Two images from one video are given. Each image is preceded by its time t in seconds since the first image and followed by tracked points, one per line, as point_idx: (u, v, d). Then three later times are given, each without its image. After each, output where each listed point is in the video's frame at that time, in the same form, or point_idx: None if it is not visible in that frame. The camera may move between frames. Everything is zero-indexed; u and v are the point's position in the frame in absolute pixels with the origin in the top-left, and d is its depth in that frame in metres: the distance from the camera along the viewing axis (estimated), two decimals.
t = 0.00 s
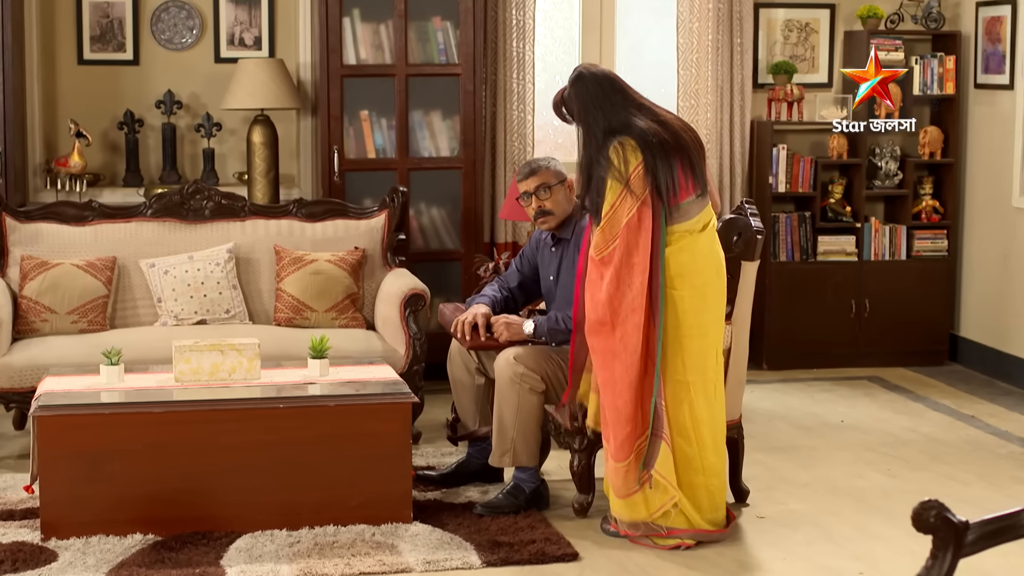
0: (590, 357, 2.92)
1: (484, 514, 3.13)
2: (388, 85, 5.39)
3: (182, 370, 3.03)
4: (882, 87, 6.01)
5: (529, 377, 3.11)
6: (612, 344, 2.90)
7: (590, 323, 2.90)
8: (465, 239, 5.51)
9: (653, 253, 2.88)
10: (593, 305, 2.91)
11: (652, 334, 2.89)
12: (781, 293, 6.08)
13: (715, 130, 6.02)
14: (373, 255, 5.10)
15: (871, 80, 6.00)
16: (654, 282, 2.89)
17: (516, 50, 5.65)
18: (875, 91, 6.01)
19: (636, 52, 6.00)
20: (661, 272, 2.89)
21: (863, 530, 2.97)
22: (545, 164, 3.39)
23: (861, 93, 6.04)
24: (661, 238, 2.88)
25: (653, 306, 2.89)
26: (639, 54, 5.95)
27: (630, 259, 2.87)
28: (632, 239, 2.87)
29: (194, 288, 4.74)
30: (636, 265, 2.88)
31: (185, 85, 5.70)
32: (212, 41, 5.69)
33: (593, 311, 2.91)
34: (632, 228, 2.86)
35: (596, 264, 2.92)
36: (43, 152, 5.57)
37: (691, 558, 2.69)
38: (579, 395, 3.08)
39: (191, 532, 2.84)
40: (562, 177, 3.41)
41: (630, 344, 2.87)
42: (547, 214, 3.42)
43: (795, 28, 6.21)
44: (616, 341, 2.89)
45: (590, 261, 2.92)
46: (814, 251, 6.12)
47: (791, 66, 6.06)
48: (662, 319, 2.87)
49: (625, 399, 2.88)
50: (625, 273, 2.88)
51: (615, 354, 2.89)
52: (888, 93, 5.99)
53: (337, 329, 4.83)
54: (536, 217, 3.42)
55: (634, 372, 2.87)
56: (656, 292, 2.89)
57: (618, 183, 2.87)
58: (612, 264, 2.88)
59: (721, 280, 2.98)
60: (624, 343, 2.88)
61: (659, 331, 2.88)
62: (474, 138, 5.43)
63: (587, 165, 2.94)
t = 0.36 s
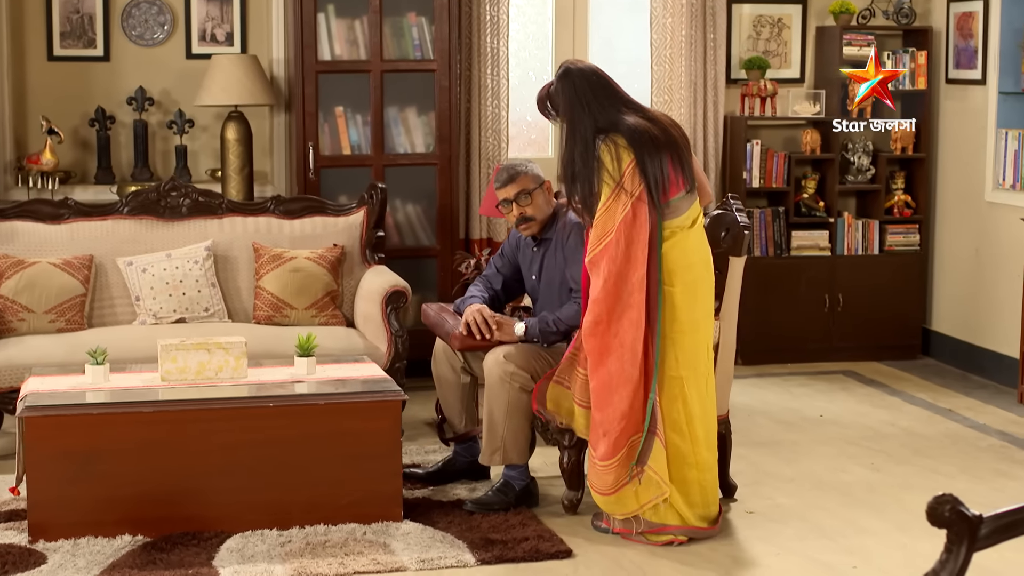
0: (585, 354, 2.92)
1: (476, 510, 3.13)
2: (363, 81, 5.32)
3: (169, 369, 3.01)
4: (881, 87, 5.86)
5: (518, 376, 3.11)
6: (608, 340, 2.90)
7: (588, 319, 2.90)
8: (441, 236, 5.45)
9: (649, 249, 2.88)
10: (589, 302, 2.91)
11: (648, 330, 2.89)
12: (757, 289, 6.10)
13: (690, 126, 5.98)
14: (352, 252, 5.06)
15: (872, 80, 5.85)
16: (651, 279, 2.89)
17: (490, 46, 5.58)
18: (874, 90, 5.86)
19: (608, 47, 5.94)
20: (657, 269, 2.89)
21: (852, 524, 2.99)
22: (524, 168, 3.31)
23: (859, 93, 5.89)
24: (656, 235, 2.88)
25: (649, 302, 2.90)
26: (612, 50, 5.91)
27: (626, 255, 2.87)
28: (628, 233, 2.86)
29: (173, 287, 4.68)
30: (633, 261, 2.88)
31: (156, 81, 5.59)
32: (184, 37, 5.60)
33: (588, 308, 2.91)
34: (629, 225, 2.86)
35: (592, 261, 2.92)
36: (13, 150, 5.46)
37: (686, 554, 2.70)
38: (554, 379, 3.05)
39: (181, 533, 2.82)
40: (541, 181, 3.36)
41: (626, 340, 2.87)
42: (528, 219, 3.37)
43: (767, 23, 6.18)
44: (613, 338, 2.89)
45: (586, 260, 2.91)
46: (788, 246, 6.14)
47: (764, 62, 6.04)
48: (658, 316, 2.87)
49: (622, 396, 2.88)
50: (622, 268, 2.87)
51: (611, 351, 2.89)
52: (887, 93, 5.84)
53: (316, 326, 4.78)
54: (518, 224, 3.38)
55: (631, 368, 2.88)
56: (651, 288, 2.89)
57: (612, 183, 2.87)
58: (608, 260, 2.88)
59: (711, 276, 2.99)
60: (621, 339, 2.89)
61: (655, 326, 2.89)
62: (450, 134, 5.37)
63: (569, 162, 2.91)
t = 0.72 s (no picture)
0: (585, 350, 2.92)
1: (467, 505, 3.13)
2: (341, 74, 5.28)
3: (156, 366, 2.98)
4: (882, 86, 6.14)
5: (508, 370, 3.10)
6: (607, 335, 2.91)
7: (586, 315, 2.90)
8: (419, 230, 5.40)
9: (646, 242, 2.89)
10: (585, 297, 2.91)
11: (646, 324, 2.91)
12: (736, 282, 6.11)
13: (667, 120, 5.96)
14: (332, 247, 5.02)
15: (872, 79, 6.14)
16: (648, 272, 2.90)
17: (467, 39, 5.53)
18: (875, 89, 6.13)
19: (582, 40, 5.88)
20: (654, 263, 2.90)
21: (843, 517, 3.01)
22: (507, 164, 3.30)
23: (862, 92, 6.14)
24: (652, 229, 2.90)
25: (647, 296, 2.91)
26: (587, 42, 5.87)
27: (623, 248, 2.87)
28: (624, 226, 2.87)
29: (153, 281, 4.63)
30: (630, 254, 2.89)
31: (130, 74, 5.51)
32: (158, 30, 5.52)
33: (585, 303, 2.91)
34: (627, 219, 2.87)
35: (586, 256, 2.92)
36: None
37: (680, 548, 2.71)
38: (560, 385, 3.07)
39: (172, 530, 2.80)
40: (524, 176, 3.34)
41: (626, 334, 2.88)
42: (513, 215, 3.35)
43: (742, 17, 6.17)
44: (613, 333, 2.89)
45: (580, 255, 2.92)
46: (765, 239, 6.16)
47: (740, 55, 6.01)
48: (655, 309, 2.89)
49: (625, 390, 2.89)
50: (618, 262, 2.88)
51: (611, 345, 2.90)
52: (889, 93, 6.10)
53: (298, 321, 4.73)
54: (502, 219, 3.35)
55: (632, 362, 2.88)
56: (648, 281, 2.90)
57: (608, 174, 2.86)
58: (605, 253, 2.89)
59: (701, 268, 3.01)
60: (620, 334, 2.89)
61: (651, 320, 2.90)
62: (428, 128, 5.32)
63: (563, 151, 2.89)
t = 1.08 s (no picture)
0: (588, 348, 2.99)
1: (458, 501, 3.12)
2: (317, 69, 5.21)
3: (144, 362, 2.97)
4: (881, 87, 6.10)
5: (498, 365, 3.13)
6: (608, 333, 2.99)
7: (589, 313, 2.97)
8: (395, 226, 5.34)
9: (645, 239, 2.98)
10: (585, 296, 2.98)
11: (645, 321, 3.00)
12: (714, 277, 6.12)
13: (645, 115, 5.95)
14: (313, 243, 4.97)
15: (872, 80, 6.10)
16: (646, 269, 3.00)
17: (442, 33, 5.47)
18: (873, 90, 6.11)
19: (556, 35, 5.82)
20: (650, 259, 2.99)
21: (833, 511, 3.05)
22: (495, 159, 3.30)
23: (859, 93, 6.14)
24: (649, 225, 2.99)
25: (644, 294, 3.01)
26: (562, 37, 5.83)
27: (622, 245, 2.95)
28: (622, 226, 2.95)
29: (133, 278, 4.58)
30: (628, 253, 2.96)
31: (103, 69, 5.44)
32: (131, 25, 5.45)
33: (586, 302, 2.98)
34: (623, 218, 2.95)
35: (581, 256, 2.99)
36: None
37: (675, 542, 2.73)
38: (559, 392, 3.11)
39: (163, 528, 2.80)
40: (513, 170, 3.34)
41: (628, 331, 2.96)
42: (502, 210, 3.36)
43: (716, 11, 6.14)
44: (615, 330, 2.97)
45: (573, 253, 2.99)
46: (740, 234, 6.17)
47: (715, 50, 6.00)
48: (653, 305, 2.99)
49: (630, 386, 2.97)
50: (617, 261, 2.96)
51: (614, 342, 2.98)
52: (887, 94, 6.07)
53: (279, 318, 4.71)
54: (492, 215, 3.37)
55: (635, 358, 2.97)
56: (646, 278, 2.99)
57: (602, 174, 2.93)
58: (604, 252, 2.96)
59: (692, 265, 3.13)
60: (622, 331, 2.97)
61: (650, 317, 3.00)
62: (405, 123, 5.26)
63: (557, 152, 2.94)
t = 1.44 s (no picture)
0: (574, 343, 3.05)
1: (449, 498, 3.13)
2: (296, 65, 5.17)
3: (134, 361, 2.96)
4: (880, 87, 6.03)
5: (491, 363, 3.15)
6: (597, 328, 3.04)
7: (577, 308, 3.04)
8: (376, 222, 5.30)
9: (635, 236, 3.03)
10: (575, 292, 3.04)
11: (638, 315, 3.04)
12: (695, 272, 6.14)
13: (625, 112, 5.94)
14: (295, 240, 4.92)
15: (872, 79, 6.04)
16: (638, 265, 3.04)
17: (420, 29, 5.43)
18: (874, 90, 6.04)
19: (535, 31, 5.80)
20: (644, 254, 3.04)
21: (823, 505, 3.09)
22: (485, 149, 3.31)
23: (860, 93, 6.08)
24: (642, 221, 3.04)
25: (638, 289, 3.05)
26: (540, 33, 5.81)
27: (611, 244, 3.02)
28: (611, 223, 3.02)
29: (116, 276, 4.54)
30: (617, 251, 3.03)
31: (79, 66, 5.38)
32: (108, 21, 5.38)
33: (576, 298, 3.04)
34: (610, 216, 3.02)
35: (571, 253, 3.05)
36: None
37: (672, 537, 2.76)
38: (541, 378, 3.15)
39: (156, 527, 2.80)
40: (504, 160, 3.35)
41: (615, 327, 3.01)
42: (496, 197, 3.35)
43: (693, 7, 6.15)
44: (602, 325, 3.04)
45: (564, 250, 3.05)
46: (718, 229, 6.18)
47: (692, 46, 5.99)
48: (647, 301, 3.03)
49: (614, 381, 3.02)
50: (606, 257, 3.02)
51: (600, 338, 3.04)
52: (886, 94, 6.01)
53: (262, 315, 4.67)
54: (485, 203, 3.35)
55: (624, 353, 3.02)
56: (637, 274, 3.04)
57: (592, 183, 3.01)
58: (595, 249, 3.02)
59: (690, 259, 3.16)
60: (610, 327, 3.03)
61: (643, 312, 3.03)
62: (385, 119, 5.23)
63: (544, 164, 3.01)
